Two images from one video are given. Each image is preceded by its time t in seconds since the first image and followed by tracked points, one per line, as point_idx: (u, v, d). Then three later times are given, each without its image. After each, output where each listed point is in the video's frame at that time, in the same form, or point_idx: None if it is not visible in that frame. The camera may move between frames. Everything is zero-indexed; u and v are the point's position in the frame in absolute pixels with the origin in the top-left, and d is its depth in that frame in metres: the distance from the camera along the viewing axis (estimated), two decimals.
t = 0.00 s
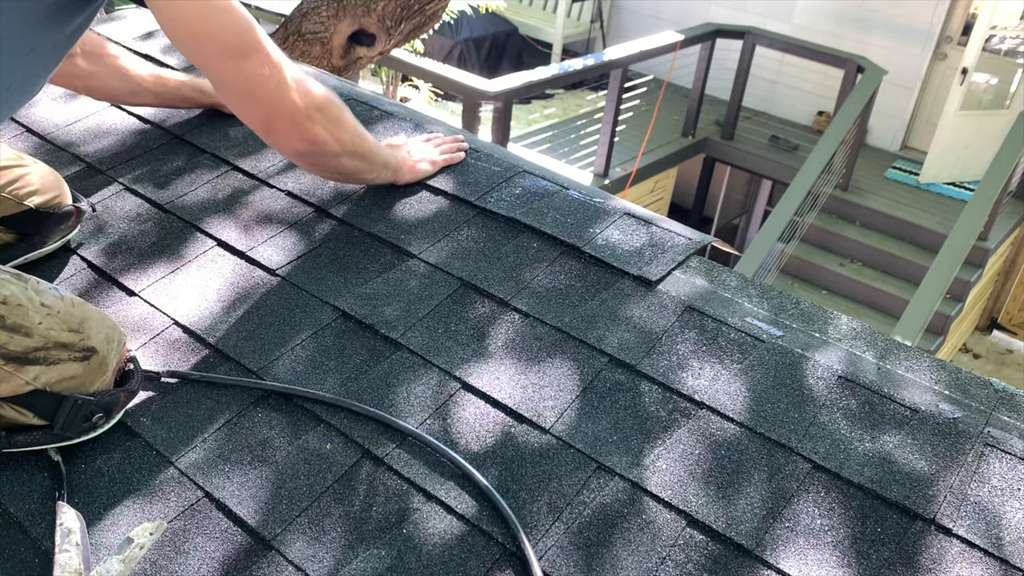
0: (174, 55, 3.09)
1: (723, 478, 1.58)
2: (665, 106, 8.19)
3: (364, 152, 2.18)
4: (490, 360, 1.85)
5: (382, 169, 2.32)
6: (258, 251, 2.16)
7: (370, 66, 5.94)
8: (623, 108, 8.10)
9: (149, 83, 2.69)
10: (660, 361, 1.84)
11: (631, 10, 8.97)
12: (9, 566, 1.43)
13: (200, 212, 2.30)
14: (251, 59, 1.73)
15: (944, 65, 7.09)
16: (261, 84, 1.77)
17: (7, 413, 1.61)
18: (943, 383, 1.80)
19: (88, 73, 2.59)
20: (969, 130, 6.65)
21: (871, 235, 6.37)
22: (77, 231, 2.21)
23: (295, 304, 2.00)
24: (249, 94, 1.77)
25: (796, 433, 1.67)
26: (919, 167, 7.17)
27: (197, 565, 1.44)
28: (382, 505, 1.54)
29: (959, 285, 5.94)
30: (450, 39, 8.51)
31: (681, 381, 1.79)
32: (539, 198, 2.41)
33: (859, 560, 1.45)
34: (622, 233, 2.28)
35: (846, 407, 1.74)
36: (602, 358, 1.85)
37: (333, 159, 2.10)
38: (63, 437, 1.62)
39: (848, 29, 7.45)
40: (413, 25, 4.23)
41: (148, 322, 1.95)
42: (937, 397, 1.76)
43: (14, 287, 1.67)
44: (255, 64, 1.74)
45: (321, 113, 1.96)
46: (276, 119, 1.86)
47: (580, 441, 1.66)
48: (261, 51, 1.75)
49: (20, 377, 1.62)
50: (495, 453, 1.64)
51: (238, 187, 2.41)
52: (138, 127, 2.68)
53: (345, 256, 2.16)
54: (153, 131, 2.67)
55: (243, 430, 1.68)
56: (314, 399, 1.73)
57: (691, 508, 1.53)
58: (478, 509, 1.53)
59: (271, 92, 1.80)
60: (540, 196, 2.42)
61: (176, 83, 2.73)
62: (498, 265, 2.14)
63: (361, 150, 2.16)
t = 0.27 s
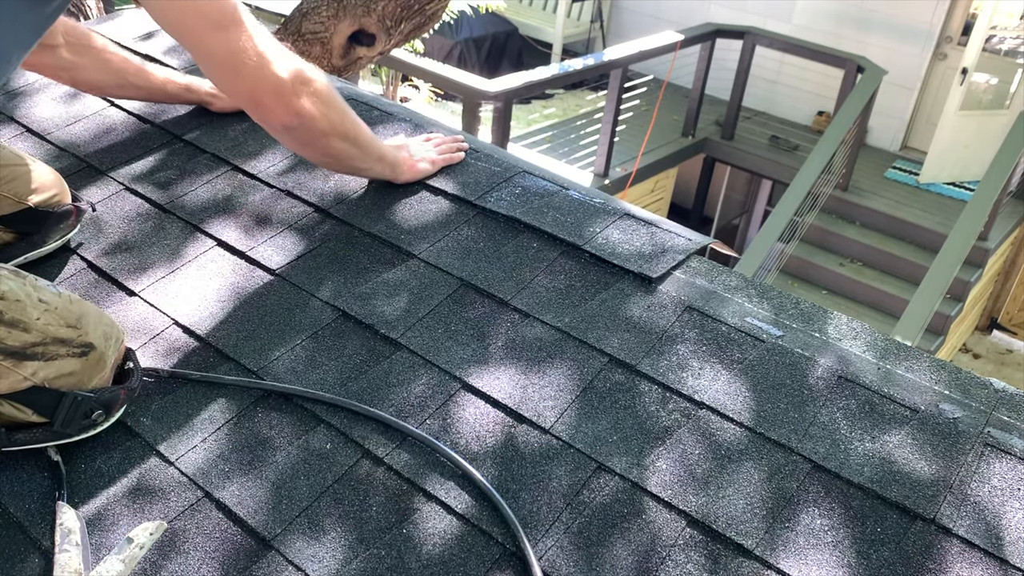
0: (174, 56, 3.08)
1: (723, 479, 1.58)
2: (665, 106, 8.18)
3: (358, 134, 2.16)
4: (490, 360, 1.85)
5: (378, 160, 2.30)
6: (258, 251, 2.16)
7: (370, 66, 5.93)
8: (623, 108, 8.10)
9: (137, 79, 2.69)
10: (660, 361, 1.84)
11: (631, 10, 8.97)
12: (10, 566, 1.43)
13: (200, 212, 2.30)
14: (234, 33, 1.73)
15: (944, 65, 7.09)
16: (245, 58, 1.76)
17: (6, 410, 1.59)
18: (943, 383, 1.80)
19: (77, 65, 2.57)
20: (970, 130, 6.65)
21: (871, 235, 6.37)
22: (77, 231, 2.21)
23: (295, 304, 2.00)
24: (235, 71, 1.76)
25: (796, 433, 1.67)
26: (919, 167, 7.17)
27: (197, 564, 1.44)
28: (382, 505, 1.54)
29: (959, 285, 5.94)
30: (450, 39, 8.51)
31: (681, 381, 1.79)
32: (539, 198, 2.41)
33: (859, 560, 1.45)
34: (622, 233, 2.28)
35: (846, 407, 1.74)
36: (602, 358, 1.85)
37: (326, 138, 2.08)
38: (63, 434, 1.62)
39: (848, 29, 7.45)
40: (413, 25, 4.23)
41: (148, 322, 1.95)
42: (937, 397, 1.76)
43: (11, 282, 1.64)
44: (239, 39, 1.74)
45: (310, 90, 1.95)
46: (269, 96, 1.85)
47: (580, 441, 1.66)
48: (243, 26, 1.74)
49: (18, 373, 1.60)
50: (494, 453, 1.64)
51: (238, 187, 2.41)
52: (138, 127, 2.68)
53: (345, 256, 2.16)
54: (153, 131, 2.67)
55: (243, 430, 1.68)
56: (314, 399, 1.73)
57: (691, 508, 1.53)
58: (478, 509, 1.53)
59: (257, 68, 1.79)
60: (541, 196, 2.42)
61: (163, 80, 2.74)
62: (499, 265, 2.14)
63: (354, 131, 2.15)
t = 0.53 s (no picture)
0: (175, 56, 3.09)
1: (723, 479, 1.58)
2: (664, 106, 8.18)
3: (350, 135, 2.16)
4: (490, 360, 1.84)
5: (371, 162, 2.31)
6: (258, 251, 2.16)
7: (370, 67, 5.93)
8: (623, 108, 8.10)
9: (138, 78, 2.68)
10: (660, 361, 1.84)
11: (631, 10, 8.96)
12: (10, 566, 1.43)
13: (201, 213, 2.29)
14: (228, 31, 1.73)
15: (944, 65, 7.09)
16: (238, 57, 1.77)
17: (8, 399, 1.61)
18: (943, 383, 1.80)
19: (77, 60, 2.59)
20: (970, 130, 6.65)
21: (871, 235, 6.37)
22: (77, 231, 2.21)
23: (295, 305, 2.00)
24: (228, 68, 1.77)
25: (796, 433, 1.67)
26: (919, 167, 7.17)
27: (197, 564, 1.44)
28: (382, 505, 1.54)
29: (959, 285, 5.94)
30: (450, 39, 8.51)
31: (681, 381, 1.79)
32: (539, 198, 2.41)
33: (860, 560, 1.45)
34: (622, 232, 2.28)
35: (846, 407, 1.74)
36: (602, 358, 1.85)
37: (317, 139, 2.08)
38: (66, 424, 1.63)
39: (848, 29, 7.45)
40: (414, 25, 4.23)
41: (148, 322, 1.95)
42: (938, 397, 1.75)
43: (20, 271, 1.67)
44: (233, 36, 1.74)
45: (303, 91, 1.95)
46: (261, 94, 1.84)
47: (580, 441, 1.66)
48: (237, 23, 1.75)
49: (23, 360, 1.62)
50: (494, 453, 1.64)
51: (238, 187, 2.41)
52: (138, 127, 2.68)
53: (344, 256, 2.16)
54: (153, 131, 2.67)
55: (243, 430, 1.68)
56: (313, 399, 1.73)
57: (691, 508, 1.53)
58: (478, 509, 1.53)
59: (250, 65, 1.79)
60: (541, 196, 2.42)
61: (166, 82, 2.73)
62: (499, 265, 2.14)
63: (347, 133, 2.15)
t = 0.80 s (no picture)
0: (175, 57, 3.09)
1: (723, 479, 1.58)
2: (664, 106, 8.19)
3: (408, 162, 1.97)
4: (490, 360, 1.85)
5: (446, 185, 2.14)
6: (259, 251, 2.16)
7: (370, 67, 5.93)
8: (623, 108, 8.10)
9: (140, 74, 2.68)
10: (660, 361, 1.84)
11: (631, 10, 8.97)
12: (10, 566, 1.43)
13: (201, 213, 2.30)
14: (262, 51, 1.57)
15: (944, 65, 7.09)
16: (270, 79, 1.61)
17: (12, 414, 1.61)
18: (943, 383, 1.80)
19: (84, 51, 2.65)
20: (970, 130, 6.65)
21: (871, 235, 6.37)
22: (79, 233, 2.21)
23: (295, 305, 2.00)
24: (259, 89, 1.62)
25: (796, 433, 1.67)
26: (919, 168, 7.17)
27: (197, 564, 1.44)
28: (382, 505, 1.54)
29: (958, 285, 5.95)
30: (450, 39, 8.51)
31: (682, 381, 1.79)
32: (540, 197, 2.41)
33: (860, 560, 1.45)
34: (621, 229, 2.29)
35: (846, 406, 1.74)
36: (602, 358, 1.85)
37: (367, 164, 1.91)
38: (68, 440, 1.63)
39: (848, 29, 7.45)
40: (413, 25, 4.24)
41: (149, 322, 1.95)
42: (938, 397, 1.76)
43: (32, 285, 1.65)
44: (265, 57, 1.58)
45: (347, 114, 1.77)
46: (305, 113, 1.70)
47: (580, 441, 1.66)
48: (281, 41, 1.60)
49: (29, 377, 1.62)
50: (494, 453, 1.64)
51: (239, 187, 2.41)
52: (138, 127, 2.68)
53: (345, 257, 2.16)
54: (153, 130, 2.67)
55: (243, 430, 1.68)
56: (313, 399, 1.73)
57: (692, 509, 1.53)
58: (478, 509, 1.53)
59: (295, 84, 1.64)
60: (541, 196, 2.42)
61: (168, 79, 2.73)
62: (499, 265, 2.14)
63: (403, 161, 1.96)
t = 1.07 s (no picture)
0: (175, 57, 3.09)
1: (724, 478, 1.59)
2: (664, 106, 8.19)
3: (482, 176, 1.83)
4: (490, 360, 1.85)
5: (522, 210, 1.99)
6: (259, 252, 2.16)
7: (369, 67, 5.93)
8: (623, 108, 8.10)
9: (138, 78, 2.66)
10: (660, 361, 1.84)
11: (631, 10, 8.97)
12: (10, 566, 1.43)
13: (201, 213, 2.30)
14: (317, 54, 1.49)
15: (944, 65, 7.09)
16: (332, 76, 1.52)
17: (8, 415, 1.61)
18: (943, 383, 1.80)
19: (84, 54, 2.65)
20: (969, 130, 6.65)
21: (871, 235, 6.37)
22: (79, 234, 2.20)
23: (295, 305, 2.00)
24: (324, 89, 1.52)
25: (796, 433, 1.67)
26: (919, 168, 7.17)
27: (197, 564, 1.44)
28: (382, 505, 1.54)
29: (958, 285, 5.95)
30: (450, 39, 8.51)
31: (681, 381, 1.79)
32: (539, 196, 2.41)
33: (860, 560, 1.45)
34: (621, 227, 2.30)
35: (846, 406, 1.74)
36: (602, 358, 1.85)
37: (438, 178, 1.78)
38: (66, 441, 1.63)
39: (848, 29, 7.45)
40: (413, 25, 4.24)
41: (149, 322, 1.95)
42: (937, 397, 1.76)
43: (26, 287, 1.66)
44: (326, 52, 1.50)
45: (410, 116, 1.66)
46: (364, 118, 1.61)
47: (580, 441, 1.66)
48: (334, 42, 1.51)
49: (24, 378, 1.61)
50: (494, 452, 1.64)
51: (239, 188, 2.41)
52: (138, 127, 2.68)
53: (345, 257, 2.16)
54: (153, 131, 2.67)
55: (243, 430, 1.68)
56: (313, 399, 1.73)
57: (692, 509, 1.53)
58: (478, 509, 1.53)
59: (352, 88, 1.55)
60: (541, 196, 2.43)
61: (168, 82, 2.72)
62: (499, 265, 2.14)
63: (478, 171, 1.81)
